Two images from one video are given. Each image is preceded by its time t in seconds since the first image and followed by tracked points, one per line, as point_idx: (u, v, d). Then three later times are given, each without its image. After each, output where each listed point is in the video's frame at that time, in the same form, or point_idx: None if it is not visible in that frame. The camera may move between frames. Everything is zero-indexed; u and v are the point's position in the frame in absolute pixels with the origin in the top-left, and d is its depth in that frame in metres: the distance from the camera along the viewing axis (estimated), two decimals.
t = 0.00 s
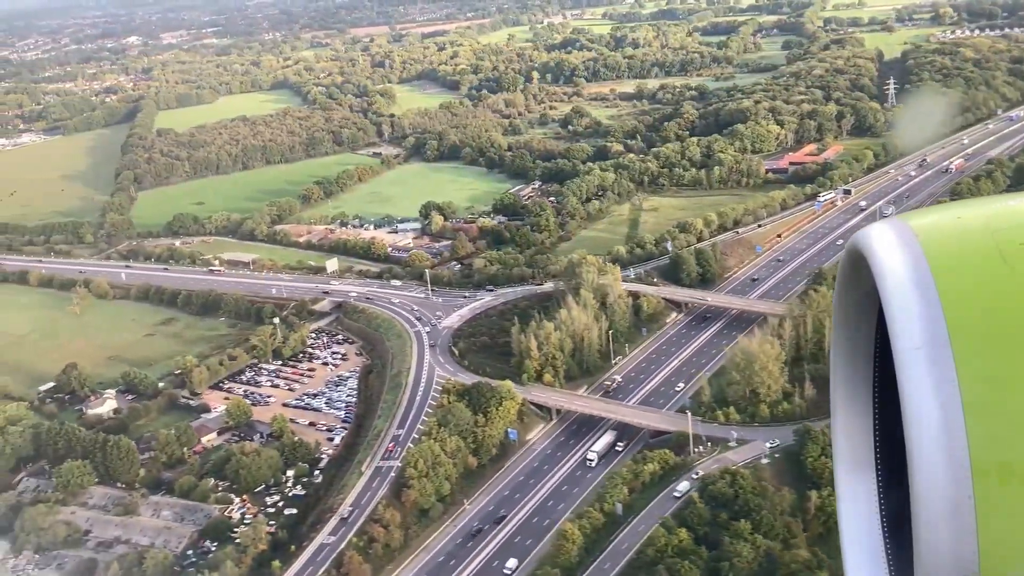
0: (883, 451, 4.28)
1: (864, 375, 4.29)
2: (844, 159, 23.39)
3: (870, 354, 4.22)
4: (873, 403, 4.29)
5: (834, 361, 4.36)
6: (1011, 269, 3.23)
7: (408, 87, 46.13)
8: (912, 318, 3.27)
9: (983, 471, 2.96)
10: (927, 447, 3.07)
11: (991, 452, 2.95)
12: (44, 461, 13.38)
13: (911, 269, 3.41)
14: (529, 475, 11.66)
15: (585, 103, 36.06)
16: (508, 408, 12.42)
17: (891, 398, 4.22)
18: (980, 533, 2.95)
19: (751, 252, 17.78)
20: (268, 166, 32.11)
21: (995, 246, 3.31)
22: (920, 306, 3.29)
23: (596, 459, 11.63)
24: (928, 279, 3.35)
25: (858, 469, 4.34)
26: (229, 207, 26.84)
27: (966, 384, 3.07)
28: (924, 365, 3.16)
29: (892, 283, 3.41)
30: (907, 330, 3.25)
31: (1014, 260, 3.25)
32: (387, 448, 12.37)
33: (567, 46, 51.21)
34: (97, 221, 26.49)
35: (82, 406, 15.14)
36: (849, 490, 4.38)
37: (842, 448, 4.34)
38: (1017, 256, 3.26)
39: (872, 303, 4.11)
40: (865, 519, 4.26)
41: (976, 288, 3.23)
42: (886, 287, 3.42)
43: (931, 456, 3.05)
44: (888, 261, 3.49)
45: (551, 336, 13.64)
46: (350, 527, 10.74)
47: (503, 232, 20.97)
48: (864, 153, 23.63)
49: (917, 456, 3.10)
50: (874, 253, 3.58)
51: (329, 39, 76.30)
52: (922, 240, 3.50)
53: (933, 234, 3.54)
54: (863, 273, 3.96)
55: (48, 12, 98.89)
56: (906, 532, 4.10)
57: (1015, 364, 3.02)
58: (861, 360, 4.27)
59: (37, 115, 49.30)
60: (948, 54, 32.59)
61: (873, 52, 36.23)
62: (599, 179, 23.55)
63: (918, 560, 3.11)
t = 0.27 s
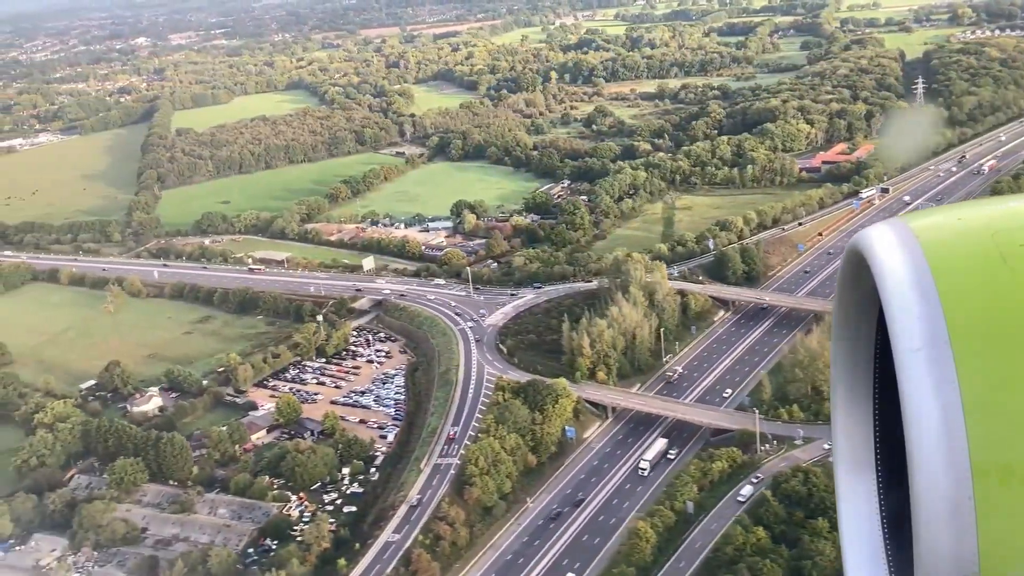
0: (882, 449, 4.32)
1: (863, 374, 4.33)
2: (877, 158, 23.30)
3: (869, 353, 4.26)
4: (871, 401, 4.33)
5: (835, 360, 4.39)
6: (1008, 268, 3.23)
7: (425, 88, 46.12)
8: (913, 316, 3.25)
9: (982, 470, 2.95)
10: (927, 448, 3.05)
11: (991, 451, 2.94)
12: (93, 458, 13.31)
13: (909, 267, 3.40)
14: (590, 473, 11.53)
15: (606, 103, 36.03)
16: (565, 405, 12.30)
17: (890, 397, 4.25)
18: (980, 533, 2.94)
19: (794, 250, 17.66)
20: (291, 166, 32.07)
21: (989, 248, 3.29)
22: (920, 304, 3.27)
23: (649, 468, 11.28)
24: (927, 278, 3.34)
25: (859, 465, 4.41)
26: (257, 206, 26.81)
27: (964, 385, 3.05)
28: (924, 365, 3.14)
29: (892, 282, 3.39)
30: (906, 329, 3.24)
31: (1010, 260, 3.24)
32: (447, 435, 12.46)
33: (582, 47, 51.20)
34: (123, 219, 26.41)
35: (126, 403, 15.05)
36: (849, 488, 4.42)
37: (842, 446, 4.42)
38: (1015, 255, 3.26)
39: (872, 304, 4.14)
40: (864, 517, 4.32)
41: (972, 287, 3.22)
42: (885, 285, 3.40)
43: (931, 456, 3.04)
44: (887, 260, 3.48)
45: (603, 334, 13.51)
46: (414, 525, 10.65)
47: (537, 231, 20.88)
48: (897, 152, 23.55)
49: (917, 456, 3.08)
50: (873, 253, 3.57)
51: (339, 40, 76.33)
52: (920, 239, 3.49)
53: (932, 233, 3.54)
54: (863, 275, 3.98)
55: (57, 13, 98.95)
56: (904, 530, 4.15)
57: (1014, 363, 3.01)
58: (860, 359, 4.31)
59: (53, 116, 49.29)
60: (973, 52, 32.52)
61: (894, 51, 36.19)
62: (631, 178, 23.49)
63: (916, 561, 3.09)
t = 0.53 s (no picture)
0: (885, 455, 3.94)
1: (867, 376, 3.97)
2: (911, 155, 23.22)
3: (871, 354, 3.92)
4: (873, 406, 3.98)
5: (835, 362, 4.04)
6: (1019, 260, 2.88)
7: (444, 88, 46.15)
8: (913, 312, 2.90)
9: (985, 474, 2.60)
10: (927, 452, 2.71)
11: (999, 452, 2.58)
12: (143, 456, 13.23)
13: (911, 262, 3.05)
14: (653, 472, 11.38)
15: (628, 103, 36.07)
16: (622, 403, 12.15)
17: (891, 399, 3.88)
18: (983, 542, 2.58)
19: (837, 248, 17.54)
20: (315, 165, 32.07)
21: (997, 241, 2.96)
22: (921, 298, 2.92)
23: (705, 477, 10.97)
24: (928, 271, 2.99)
25: (859, 472, 4.03)
26: (284, 205, 26.75)
27: (966, 383, 2.71)
28: (925, 361, 2.80)
29: (891, 277, 3.05)
30: (906, 325, 2.89)
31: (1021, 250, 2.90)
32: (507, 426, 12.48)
33: (599, 47, 51.29)
34: (151, 218, 26.35)
35: (170, 401, 14.95)
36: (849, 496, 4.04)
37: (842, 452, 4.05)
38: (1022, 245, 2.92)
39: (873, 305, 3.79)
40: (862, 528, 3.92)
41: (976, 279, 2.87)
42: (884, 282, 3.07)
43: (929, 457, 2.69)
44: (887, 255, 3.13)
45: (658, 331, 13.37)
46: (480, 523, 10.53)
47: (572, 229, 20.74)
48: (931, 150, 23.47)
49: (916, 460, 2.74)
50: (872, 249, 3.23)
51: (351, 41, 76.47)
52: (921, 233, 3.16)
53: (936, 224, 3.19)
54: (863, 275, 3.63)
55: (65, 14, 98.91)
56: (905, 542, 3.75)
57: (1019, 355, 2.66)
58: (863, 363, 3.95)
59: (69, 116, 49.27)
60: (998, 51, 32.50)
61: (916, 50, 36.23)
62: (664, 177, 23.44)
63: None
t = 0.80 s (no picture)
0: (886, 453, 4.03)
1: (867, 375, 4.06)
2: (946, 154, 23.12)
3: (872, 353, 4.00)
4: (874, 407, 4.08)
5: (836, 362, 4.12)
6: (1016, 262, 2.96)
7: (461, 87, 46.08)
8: (913, 313, 2.98)
9: (984, 473, 2.68)
10: (929, 450, 2.79)
11: (998, 452, 2.66)
12: (195, 452, 13.15)
13: (910, 261, 3.12)
14: (716, 470, 11.26)
15: (651, 102, 36.00)
16: (682, 401, 12.04)
17: (893, 398, 3.97)
18: (984, 538, 2.67)
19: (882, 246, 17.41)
20: (339, 164, 32.01)
21: (994, 244, 3.03)
22: (922, 300, 3.00)
23: (764, 487, 10.69)
24: (928, 272, 3.06)
25: (859, 472, 4.12)
26: (312, 203, 26.66)
27: (967, 383, 2.79)
28: (925, 362, 2.88)
29: (892, 279, 3.11)
30: (906, 326, 2.97)
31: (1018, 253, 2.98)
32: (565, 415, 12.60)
33: (615, 47, 51.23)
34: (178, 215, 26.25)
35: (216, 398, 14.85)
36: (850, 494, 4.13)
37: (843, 452, 4.14)
38: (1019, 247, 3.00)
39: (873, 307, 3.86)
40: (863, 525, 4.01)
41: (976, 281, 2.95)
42: (886, 282, 3.13)
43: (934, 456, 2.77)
44: (889, 256, 3.19)
45: (715, 328, 13.26)
46: (548, 521, 10.42)
47: (607, 226, 20.60)
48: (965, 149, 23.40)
49: (917, 459, 2.82)
50: (873, 250, 3.29)
51: (362, 41, 76.40)
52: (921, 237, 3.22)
53: (934, 223, 3.25)
54: (863, 278, 3.70)
55: (74, 14, 98.82)
56: (905, 542, 3.84)
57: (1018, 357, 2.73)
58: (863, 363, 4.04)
59: (85, 115, 49.19)
60: None
61: (939, 50, 36.16)
62: (697, 175, 23.39)
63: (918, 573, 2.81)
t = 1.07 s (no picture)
0: (885, 454, 4.20)
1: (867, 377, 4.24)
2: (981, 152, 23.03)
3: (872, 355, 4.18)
4: (873, 407, 4.24)
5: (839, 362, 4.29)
6: (1012, 269, 3.12)
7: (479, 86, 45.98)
8: (913, 315, 3.12)
9: (985, 472, 2.81)
10: (930, 449, 2.91)
11: (999, 452, 2.80)
12: (246, 449, 13.03)
13: (912, 262, 3.28)
14: (784, 467, 11.13)
15: (674, 100, 35.90)
16: (744, 398, 11.90)
17: (892, 400, 4.15)
18: (983, 536, 2.80)
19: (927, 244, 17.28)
20: (363, 162, 31.92)
21: (992, 248, 3.19)
22: (924, 302, 3.14)
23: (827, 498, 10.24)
24: (929, 274, 3.21)
25: (859, 473, 4.29)
26: (340, 201, 26.55)
27: (969, 380, 2.93)
28: (926, 363, 3.02)
29: (896, 279, 3.26)
30: (906, 326, 3.12)
31: (1014, 260, 3.14)
32: (624, 404, 12.71)
33: (632, 47, 51.13)
34: (206, 213, 26.13)
35: (263, 395, 14.76)
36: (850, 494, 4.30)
37: (843, 451, 4.32)
38: (1016, 254, 3.16)
39: (875, 311, 4.02)
40: (862, 526, 4.18)
41: (971, 284, 3.11)
42: (892, 284, 3.26)
43: (940, 457, 2.89)
44: (892, 259, 3.34)
45: (772, 325, 13.17)
46: (618, 520, 10.29)
47: (645, 224, 20.50)
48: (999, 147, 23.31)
49: (918, 457, 2.95)
50: (878, 253, 3.44)
51: (373, 41, 76.27)
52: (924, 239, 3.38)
53: (935, 228, 3.41)
54: (864, 279, 3.87)
55: (82, 14, 98.57)
56: (905, 541, 4.00)
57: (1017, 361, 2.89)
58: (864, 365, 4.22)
59: (101, 114, 49.06)
60: None
61: (963, 49, 36.04)
62: (730, 173, 23.31)
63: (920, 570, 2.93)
